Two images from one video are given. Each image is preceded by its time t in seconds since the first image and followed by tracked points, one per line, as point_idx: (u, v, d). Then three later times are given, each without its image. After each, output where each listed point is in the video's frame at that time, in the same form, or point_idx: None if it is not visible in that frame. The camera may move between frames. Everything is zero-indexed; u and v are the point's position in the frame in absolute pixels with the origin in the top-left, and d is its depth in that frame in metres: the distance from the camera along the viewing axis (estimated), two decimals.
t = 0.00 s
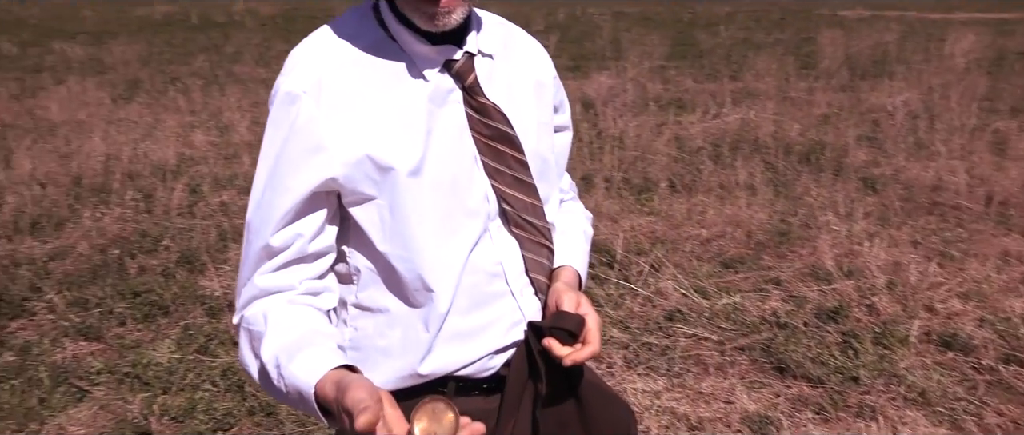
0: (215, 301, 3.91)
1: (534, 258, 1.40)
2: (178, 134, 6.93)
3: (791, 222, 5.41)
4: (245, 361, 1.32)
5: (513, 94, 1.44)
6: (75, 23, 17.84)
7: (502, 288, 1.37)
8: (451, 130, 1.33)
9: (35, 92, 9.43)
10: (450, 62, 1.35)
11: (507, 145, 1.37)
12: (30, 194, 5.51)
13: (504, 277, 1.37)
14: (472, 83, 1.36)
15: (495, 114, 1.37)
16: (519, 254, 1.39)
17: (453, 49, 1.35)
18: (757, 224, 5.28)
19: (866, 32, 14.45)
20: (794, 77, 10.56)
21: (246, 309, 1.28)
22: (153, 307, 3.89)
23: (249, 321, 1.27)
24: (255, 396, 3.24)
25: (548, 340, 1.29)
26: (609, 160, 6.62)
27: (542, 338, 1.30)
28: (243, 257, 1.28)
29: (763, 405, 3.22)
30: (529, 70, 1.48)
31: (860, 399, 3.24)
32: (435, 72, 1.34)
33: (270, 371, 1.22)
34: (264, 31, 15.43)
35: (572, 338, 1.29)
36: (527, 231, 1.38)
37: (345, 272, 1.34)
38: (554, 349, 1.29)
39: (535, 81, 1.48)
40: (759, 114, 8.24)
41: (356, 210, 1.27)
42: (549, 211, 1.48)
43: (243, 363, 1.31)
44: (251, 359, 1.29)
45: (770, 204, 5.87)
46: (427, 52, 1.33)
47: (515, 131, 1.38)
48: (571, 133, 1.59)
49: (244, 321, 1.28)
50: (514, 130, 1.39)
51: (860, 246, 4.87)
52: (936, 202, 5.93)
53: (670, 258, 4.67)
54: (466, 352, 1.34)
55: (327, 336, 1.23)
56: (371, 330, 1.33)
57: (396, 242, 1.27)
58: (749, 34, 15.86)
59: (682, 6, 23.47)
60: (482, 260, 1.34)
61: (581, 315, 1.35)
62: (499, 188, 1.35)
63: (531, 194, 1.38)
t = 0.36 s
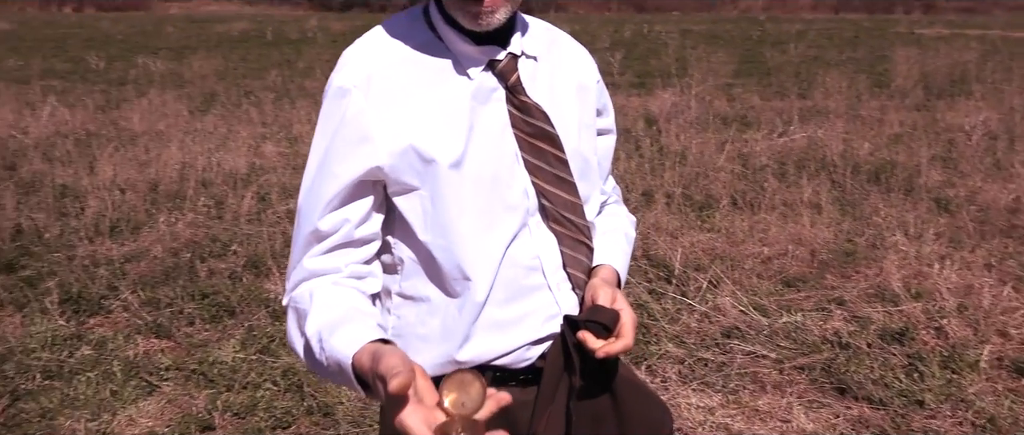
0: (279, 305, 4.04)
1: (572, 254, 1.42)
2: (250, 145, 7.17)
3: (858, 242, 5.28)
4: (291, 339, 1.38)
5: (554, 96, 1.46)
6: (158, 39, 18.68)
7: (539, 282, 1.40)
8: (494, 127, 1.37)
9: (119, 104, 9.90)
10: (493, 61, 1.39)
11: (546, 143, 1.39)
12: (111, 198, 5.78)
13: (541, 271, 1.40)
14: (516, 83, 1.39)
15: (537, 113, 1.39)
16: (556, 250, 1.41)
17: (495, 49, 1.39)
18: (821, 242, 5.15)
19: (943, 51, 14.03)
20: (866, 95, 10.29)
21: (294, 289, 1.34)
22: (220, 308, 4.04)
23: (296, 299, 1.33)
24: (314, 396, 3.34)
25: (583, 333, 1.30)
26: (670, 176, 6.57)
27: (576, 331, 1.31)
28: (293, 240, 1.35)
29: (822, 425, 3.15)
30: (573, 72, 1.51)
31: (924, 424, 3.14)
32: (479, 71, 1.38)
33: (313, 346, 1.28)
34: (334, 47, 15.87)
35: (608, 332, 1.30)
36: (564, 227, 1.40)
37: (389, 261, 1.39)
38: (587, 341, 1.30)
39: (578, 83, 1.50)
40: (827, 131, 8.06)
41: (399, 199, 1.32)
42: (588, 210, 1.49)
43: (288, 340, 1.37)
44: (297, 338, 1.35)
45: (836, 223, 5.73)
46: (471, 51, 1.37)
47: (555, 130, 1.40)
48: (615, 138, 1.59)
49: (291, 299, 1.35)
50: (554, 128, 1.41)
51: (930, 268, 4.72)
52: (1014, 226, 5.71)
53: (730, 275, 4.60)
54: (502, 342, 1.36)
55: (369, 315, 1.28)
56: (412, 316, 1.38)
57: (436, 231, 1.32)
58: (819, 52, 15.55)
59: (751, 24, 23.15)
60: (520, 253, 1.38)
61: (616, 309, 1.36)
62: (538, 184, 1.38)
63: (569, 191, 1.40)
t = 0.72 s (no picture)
0: (320, 308, 4.12)
1: (603, 240, 1.44)
2: (296, 154, 7.32)
3: (903, 256, 5.18)
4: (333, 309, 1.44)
5: (589, 87, 1.49)
6: (210, 53, 19.19)
7: (569, 266, 1.42)
8: (529, 114, 1.41)
9: (171, 115, 10.19)
10: (529, 51, 1.42)
11: (580, 132, 1.42)
12: (162, 203, 5.96)
13: (572, 255, 1.42)
14: (550, 72, 1.43)
15: (571, 102, 1.42)
16: (587, 235, 1.44)
17: (531, 39, 1.42)
18: (865, 255, 5.06)
19: (997, 66, 13.72)
20: (915, 110, 10.09)
21: (336, 264, 1.40)
22: (263, 310, 4.14)
23: (337, 273, 1.39)
24: (354, 396, 3.40)
25: (611, 314, 1.33)
26: (711, 189, 6.53)
27: (605, 313, 1.34)
28: (336, 219, 1.41)
29: None
30: (608, 65, 1.53)
31: None
32: (516, 61, 1.42)
33: (353, 314, 1.34)
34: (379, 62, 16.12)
35: (636, 314, 1.33)
36: (595, 214, 1.43)
37: (427, 243, 1.44)
38: (616, 322, 1.32)
39: (613, 75, 1.53)
40: (874, 145, 7.91)
41: (436, 181, 1.37)
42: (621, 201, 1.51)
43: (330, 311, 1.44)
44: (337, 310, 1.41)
45: (881, 238, 5.64)
46: (509, 42, 1.41)
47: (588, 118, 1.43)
48: (647, 132, 1.62)
49: (333, 272, 1.41)
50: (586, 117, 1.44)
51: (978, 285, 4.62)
52: None
53: (770, 287, 4.56)
54: (533, 322, 1.39)
55: (406, 287, 1.33)
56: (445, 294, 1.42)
57: (472, 213, 1.36)
58: (867, 68, 15.33)
59: (797, 41, 22.88)
60: (552, 237, 1.40)
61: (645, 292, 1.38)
62: (570, 170, 1.41)
63: (600, 178, 1.43)
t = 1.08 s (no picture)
0: (349, 316, 4.17)
1: (621, 238, 1.45)
2: (326, 166, 7.40)
3: (937, 272, 5.09)
4: (370, 293, 1.47)
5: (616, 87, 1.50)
6: (244, 68, 19.54)
7: (583, 264, 1.44)
8: (548, 112, 1.42)
9: (205, 128, 10.37)
10: (552, 49, 1.44)
11: (601, 130, 1.43)
12: (195, 212, 6.07)
13: (586, 254, 1.44)
14: (572, 69, 1.43)
15: (592, 100, 1.43)
16: (602, 233, 1.45)
17: (559, 38, 1.44)
18: (897, 270, 4.98)
19: None
20: (950, 126, 9.95)
21: (371, 248, 1.43)
22: (293, 317, 4.21)
23: (375, 256, 1.42)
24: (381, 403, 3.44)
25: (642, 308, 1.33)
26: (740, 203, 6.50)
27: (635, 305, 1.34)
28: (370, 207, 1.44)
29: None
30: (639, 66, 1.54)
31: None
32: (539, 57, 1.43)
33: (393, 293, 1.35)
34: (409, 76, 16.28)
35: (670, 308, 1.33)
36: (609, 214, 1.44)
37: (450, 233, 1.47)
38: (646, 314, 1.32)
39: (647, 75, 1.55)
40: (908, 160, 7.81)
41: (460, 170, 1.40)
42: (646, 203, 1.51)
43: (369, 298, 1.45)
44: (376, 294, 1.44)
45: (915, 253, 5.55)
46: (534, 40, 1.43)
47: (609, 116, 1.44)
48: (682, 140, 1.64)
49: (370, 258, 1.43)
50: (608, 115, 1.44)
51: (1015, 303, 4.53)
52: None
53: (799, 301, 4.52)
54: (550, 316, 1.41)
55: (444, 269, 1.34)
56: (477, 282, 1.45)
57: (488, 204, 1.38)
58: (901, 83, 15.13)
59: (829, 56, 22.70)
60: (566, 234, 1.43)
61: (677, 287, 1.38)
62: (586, 168, 1.42)
63: (618, 176, 1.43)
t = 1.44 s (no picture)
0: (363, 338, 4.19)
1: (614, 259, 1.62)
2: (343, 190, 7.46)
3: (955, 298, 5.04)
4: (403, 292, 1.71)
5: (629, 115, 1.67)
6: (263, 93, 19.76)
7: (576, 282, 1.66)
8: (552, 132, 1.65)
9: (224, 151, 10.48)
10: (559, 73, 1.67)
11: (600, 152, 1.62)
12: (213, 234, 6.14)
13: (580, 272, 1.66)
14: (577, 91, 1.64)
15: (595, 122, 1.63)
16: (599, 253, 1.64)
17: (568, 63, 1.67)
18: (914, 296, 4.94)
19: None
20: (970, 151, 9.88)
21: (405, 248, 1.70)
22: (308, 339, 4.24)
23: (407, 255, 1.68)
24: (396, 425, 3.46)
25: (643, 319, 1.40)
26: (756, 228, 6.48)
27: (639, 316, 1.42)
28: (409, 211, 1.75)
29: None
30: (658, 84, 1.70)
31: None
32: (551, 81, 1.68)
33: (421, 288, 1.58)
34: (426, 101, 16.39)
35: (667, 321, 1.38)
36: (606, 236, 1.62)
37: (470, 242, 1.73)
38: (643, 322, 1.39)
39: (672, 93, 1.70)
40: (927, 185, 7.76)
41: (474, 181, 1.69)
42: (652, 229, 1.65)
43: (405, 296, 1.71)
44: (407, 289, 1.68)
45: (933, 278, 5.50)
46: (549, 69, 1.68)
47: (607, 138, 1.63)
48: (713, 166, 1.76)
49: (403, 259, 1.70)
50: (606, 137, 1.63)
51: None
52: None
53: (816, 326, 4.49)
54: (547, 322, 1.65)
55: (464, 271, 1.57)
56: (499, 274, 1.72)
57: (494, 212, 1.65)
58: (921, 108, 15.04)
59: (848, 81, 22.63)
60: (563, 254, 1.65)
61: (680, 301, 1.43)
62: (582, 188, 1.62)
63: (618, 196, 1.62)
